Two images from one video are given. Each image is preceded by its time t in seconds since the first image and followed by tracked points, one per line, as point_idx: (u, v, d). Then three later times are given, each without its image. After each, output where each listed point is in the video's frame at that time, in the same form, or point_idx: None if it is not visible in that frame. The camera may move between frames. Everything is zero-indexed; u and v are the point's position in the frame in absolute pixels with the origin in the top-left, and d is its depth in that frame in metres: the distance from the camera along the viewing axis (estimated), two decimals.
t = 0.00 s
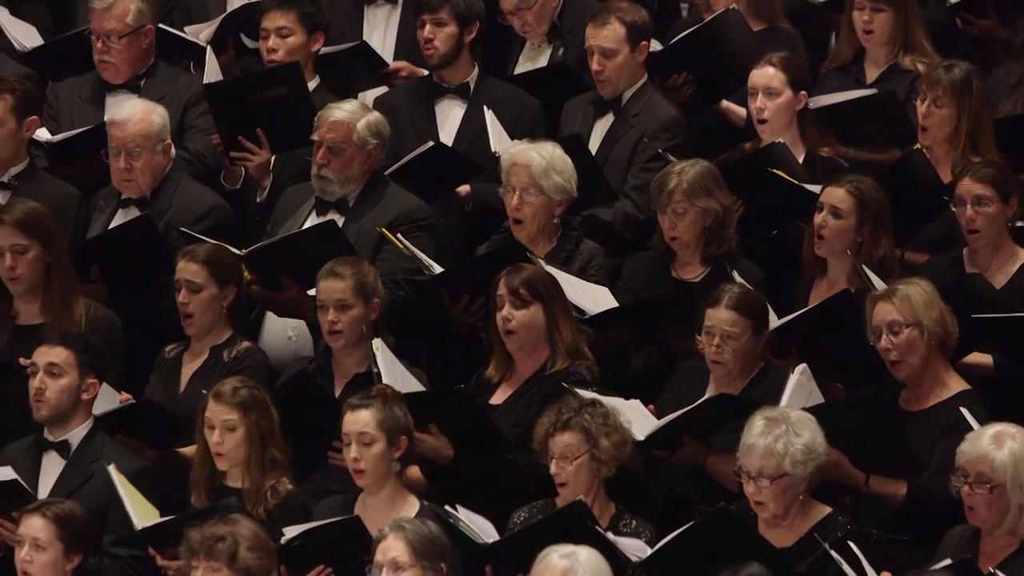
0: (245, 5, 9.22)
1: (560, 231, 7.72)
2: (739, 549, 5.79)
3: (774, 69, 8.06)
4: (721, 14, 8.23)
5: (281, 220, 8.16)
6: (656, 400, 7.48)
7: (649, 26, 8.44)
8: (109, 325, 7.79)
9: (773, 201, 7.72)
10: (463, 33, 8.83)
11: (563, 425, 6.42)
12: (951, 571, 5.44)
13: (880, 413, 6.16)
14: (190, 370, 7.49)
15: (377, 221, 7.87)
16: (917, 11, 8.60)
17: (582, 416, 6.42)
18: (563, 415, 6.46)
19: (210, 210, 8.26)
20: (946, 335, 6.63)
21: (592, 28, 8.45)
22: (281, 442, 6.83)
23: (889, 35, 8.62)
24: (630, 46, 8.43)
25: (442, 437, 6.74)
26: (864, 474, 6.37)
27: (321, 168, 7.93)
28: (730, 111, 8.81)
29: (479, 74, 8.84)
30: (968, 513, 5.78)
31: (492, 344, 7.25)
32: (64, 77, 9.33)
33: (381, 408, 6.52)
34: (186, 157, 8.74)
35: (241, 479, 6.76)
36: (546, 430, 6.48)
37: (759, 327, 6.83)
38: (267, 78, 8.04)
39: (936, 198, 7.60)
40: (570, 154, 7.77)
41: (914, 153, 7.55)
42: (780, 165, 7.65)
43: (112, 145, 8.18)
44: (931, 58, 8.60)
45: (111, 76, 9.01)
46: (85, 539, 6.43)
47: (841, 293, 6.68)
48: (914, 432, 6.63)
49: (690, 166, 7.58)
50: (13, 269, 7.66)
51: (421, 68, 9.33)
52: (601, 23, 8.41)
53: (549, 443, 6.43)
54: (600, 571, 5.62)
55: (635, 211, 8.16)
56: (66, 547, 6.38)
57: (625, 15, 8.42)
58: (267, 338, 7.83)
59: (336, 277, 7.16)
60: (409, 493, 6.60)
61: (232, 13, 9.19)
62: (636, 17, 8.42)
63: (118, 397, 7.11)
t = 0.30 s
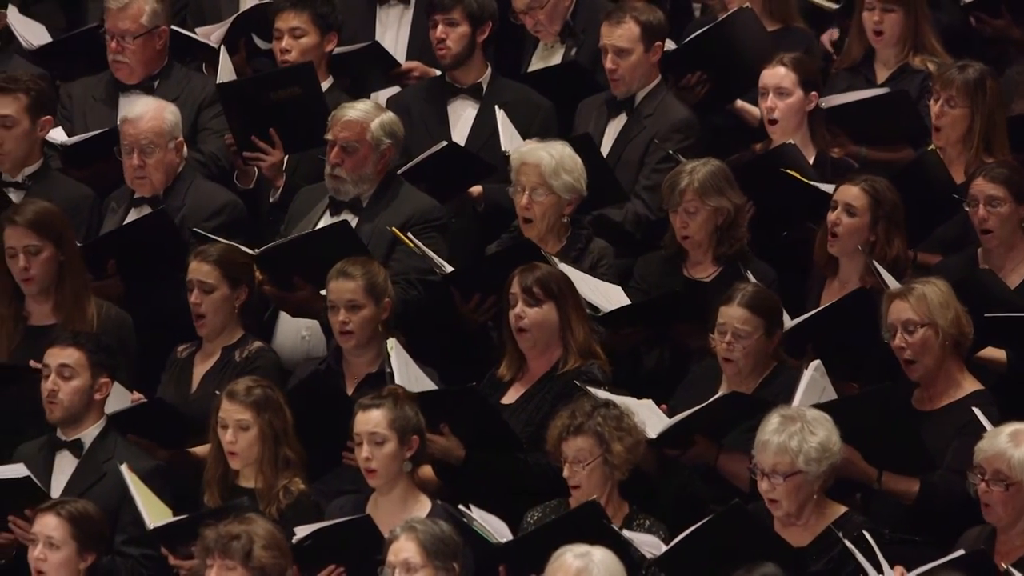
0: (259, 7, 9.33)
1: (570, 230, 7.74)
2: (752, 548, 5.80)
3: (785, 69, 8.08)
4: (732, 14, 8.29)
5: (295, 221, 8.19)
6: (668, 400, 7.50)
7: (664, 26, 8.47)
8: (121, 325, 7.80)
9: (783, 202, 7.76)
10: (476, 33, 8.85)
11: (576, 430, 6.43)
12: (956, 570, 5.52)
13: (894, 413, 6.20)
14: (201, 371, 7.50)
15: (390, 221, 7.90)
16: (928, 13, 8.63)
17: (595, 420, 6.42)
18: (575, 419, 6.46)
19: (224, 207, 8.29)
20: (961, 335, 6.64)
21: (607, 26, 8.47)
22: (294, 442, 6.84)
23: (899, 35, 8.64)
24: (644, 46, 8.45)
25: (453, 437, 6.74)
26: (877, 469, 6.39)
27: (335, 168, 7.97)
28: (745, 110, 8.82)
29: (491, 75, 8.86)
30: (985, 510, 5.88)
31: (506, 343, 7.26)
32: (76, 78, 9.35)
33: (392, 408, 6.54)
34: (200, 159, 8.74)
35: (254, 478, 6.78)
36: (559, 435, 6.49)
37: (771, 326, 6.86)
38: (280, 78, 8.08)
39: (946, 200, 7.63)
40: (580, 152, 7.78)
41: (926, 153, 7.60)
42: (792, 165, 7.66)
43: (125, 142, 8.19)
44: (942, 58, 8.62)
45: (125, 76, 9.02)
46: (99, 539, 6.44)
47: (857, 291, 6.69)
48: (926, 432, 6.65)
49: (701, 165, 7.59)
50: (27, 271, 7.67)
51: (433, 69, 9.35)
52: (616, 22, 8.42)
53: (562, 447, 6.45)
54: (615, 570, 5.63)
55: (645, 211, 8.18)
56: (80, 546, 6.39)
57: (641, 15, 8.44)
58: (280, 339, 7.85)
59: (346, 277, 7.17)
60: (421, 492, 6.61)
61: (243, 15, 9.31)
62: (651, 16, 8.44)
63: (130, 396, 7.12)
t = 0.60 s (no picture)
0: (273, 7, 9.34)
1: (578, 231, 7.76)
2: (766, 547, 5.81)
3: (795, 69, 8.09)
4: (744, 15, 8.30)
5: (308, 221, 8.24)
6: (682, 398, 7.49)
7: (679, 26, 8.53)
8: (133, 325, 7.80)
9: (796, 204, 7.75)
10: (490, 33, 8.86)
11: (591, 432, 6.43)
12: (970, 569, 5.52)
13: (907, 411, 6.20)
14: (213, 370, 7.51)
15: (403, 219, 7.96)
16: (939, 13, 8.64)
17: (609, 422, 6.42)
18: (589, 422, 6.45)
19: (238, 207, 8.29)
20: (975, 336, 6.64)
21: (623, 25, 8.52)
22: (308, 441, 6.84)
23: (909, 34, 8.65)
24: (660, 45, 8.49)
25: (467, 436, 6.71)
26: (889, 469, 6.38)
27: (349, 167, 8.02)
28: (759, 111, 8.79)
29: (505, 75, 8.87)
30: (1000, 508, 5.91)
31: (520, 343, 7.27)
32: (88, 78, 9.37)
33: (405, 408, 6.53)
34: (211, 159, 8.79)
35: (268, 478, 6.78)
36: (572, 438, 6.48)
37: (784, 326, 6.85)
38: (294, 78, 8.10)
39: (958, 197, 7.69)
40: (586, 153, 7.75)
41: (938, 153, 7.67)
42: (804, 167, 7.69)
43: (140, 143, 8.20)
44: (952, 57, 8.63)
45: (138, 74, 9.05)
46: (113, 538, 6.45)
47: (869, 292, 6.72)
48: (939, 431, 6.66)
49: (712, 165, 7.59)
50: (39, 270, 7.68)
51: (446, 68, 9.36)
52: (631, 20, 8.48)
53: (577, 448, 6.45)
54: (629, 570, 5.63)
55: (660, 212, 8.19)
56: (94, 546, 6.39)
57: (656, 15, 8.48)
58: (295, 340, 7.84)
59: (358, 277, 7.18)
60: (434, 492, 6.62)
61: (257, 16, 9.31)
62: (667, 16, 8.49)
63: (143, 395, 7.12)
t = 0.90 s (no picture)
0: (287, 4, 9.32)
1: (587, 230, 7.75)
2: (778, 546, 5.81)
3: (806, 69, 8.06)
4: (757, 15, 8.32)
5: (322, 221, 8.23)
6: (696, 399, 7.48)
7: (693, 27, 8.52)
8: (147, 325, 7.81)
9: (810, 204, 7.76)
10: (505, 34, 8.86)
11: (603, 433, 6.43)
12: (982, 570, 5.52)
13: (921, 411, 6.19)
14: (226, 371, 7.51)
15: (418, 217, 7.97)
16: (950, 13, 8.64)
17: (622, 423, 6.42)
18: (602, 422, 6.45)
19: (254, 208, 8.32)
20: (988, 337, 6.63)
21: (637, 24, 8.52)
22: (321, 442, 6.85)
23: (921, 33, 8.64)
24: (673, 45, 8.49)
25: (479, 435, 6.72)
26: (902, 470, 6.40)
27: (363, 165, 8.01)
28: (773, 111, 8.73)
29: (520, 75, 8.87)
30: (1013, 509, 5.91)
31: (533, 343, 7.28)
32: (101, 78, 9.38)
33: (418, 407, 6.53)
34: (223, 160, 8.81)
35: (282, 478, 6.79)
36: (586, 437, 6.48)
37: (797, 325, 6.85)
38: (308, 78, 8.11)
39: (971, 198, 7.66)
40: (594, 152, 7.75)
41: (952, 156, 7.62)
42: (815, 167, 7.70)
43: (156, 143, 8.20)
44: (964, 57, 8.62)
45: (156, 65, 9.07)
46: (126, 538, 6.45)
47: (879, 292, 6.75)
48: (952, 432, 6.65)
49: (724, 166, 7.59)
50: (49, 264, 7.70)
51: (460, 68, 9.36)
52: (646, 20, 8.49)
53: (590, 449, 6.45)
54: (642, 571, 5.63)
55: (673, 212, 8.18)
56: (107, 546, 6.40)
57: (671, 15, 8.48)
58: (308, 339, 7.85)
59: (369, 280, 7.18)
60: (447, 492, 6.62)
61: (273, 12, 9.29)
62: (682, 17, 8.49)
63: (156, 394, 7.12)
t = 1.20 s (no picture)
0: (301, 5, 9.34)
1: (597, 229, 7.73)
2: (791, 545, 5.81)
3: (820, 70, 8.05)
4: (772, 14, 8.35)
5: (334, 218, 8.27)
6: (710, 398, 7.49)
7: (705, 27, 8.51)
8: (162, 325, 7.83)
9: (825, 204, 7.75)
10: (521, 35, 8.85)
11: (616, 433, 6.43)
12: (997, 570, 5.51)
13: (934, 411, 6.18)
14: (241, 371, 7.52)
15: (431, 218, 7.98)
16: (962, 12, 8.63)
17: (635, 423, 6.42)
18: (615, 422, 6.45)
19: (273, 208, 8.33)
20: (1000, 336, 6.63)
21: (648, 27, 8.52)
22: (337, 442, 6.85)
23: (934, 32, 8.63)
24: (685, 47, 8.48)
25: (494, 434, 6.73)
26: (916, 470, 6.38)
27: (378, 164, 8.02)
28: (786, 111, 8.69)
29: (534, 75, 8.87)
30: None
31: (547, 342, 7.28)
32: (115, 79, 9.40)
33: (433, 407, 6.53)
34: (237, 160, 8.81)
35: (297, 478, 6.80)
36: (599, 437, 6.48)
37: (813, 323, 6.85)
38: (323, 78, 8.12)
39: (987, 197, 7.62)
40: (605, 153, 7.76)
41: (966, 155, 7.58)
42: (829, 167, 7.68)
43: (175, 143, 8.22)
44: (977, 56, 8.61)
45: (173, 66, 9.11)
46: (141, 538, 6.47)
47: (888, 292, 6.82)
48: (966, 431, 6.64)
49: (738, 165, 7.60)
50: (63, 270, 7.72)
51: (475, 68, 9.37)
52: (658, 22, 8.47)
53: (603, 449, 6.45)
54: (655, 570, 5.63)
55: (688, 214, 8.20)
56: (122, 546, 6.41)
57: (682, 15, 8.48)
58: (322, 339, 7.86)
59: (382, 280, 7.19)
60: (462, 492, 6.63)
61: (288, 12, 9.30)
62: (693, 18, 8.48)
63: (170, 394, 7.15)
